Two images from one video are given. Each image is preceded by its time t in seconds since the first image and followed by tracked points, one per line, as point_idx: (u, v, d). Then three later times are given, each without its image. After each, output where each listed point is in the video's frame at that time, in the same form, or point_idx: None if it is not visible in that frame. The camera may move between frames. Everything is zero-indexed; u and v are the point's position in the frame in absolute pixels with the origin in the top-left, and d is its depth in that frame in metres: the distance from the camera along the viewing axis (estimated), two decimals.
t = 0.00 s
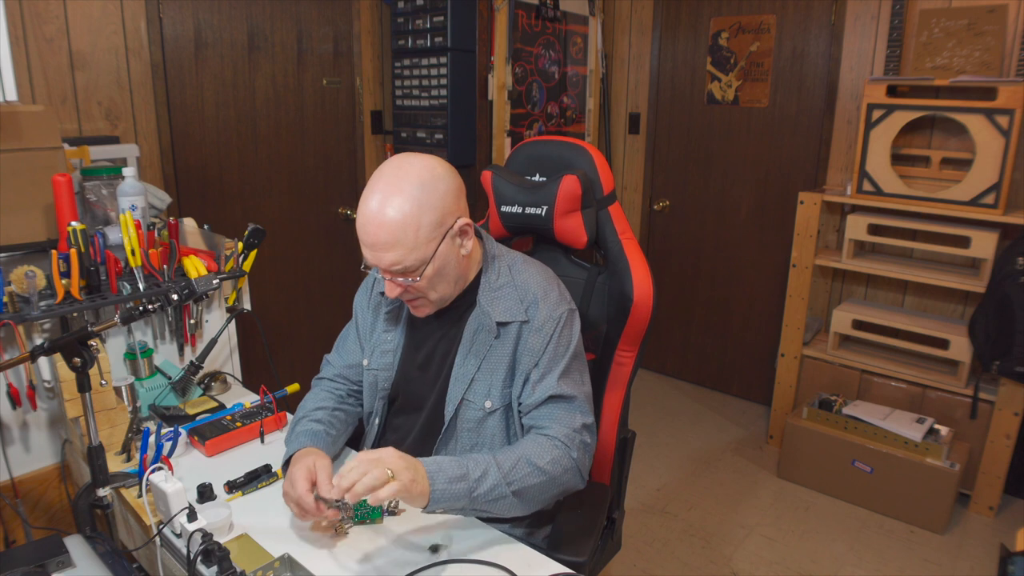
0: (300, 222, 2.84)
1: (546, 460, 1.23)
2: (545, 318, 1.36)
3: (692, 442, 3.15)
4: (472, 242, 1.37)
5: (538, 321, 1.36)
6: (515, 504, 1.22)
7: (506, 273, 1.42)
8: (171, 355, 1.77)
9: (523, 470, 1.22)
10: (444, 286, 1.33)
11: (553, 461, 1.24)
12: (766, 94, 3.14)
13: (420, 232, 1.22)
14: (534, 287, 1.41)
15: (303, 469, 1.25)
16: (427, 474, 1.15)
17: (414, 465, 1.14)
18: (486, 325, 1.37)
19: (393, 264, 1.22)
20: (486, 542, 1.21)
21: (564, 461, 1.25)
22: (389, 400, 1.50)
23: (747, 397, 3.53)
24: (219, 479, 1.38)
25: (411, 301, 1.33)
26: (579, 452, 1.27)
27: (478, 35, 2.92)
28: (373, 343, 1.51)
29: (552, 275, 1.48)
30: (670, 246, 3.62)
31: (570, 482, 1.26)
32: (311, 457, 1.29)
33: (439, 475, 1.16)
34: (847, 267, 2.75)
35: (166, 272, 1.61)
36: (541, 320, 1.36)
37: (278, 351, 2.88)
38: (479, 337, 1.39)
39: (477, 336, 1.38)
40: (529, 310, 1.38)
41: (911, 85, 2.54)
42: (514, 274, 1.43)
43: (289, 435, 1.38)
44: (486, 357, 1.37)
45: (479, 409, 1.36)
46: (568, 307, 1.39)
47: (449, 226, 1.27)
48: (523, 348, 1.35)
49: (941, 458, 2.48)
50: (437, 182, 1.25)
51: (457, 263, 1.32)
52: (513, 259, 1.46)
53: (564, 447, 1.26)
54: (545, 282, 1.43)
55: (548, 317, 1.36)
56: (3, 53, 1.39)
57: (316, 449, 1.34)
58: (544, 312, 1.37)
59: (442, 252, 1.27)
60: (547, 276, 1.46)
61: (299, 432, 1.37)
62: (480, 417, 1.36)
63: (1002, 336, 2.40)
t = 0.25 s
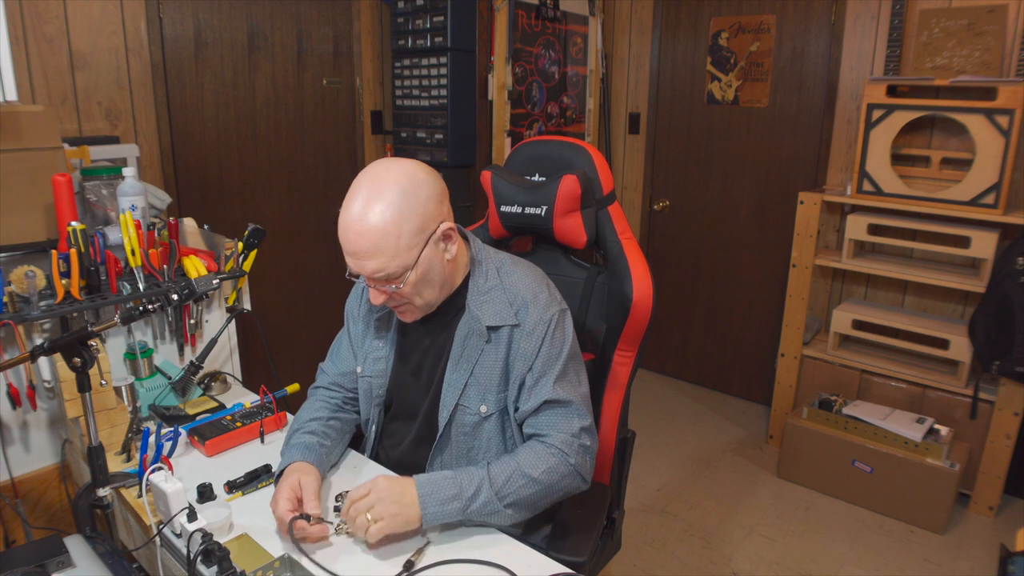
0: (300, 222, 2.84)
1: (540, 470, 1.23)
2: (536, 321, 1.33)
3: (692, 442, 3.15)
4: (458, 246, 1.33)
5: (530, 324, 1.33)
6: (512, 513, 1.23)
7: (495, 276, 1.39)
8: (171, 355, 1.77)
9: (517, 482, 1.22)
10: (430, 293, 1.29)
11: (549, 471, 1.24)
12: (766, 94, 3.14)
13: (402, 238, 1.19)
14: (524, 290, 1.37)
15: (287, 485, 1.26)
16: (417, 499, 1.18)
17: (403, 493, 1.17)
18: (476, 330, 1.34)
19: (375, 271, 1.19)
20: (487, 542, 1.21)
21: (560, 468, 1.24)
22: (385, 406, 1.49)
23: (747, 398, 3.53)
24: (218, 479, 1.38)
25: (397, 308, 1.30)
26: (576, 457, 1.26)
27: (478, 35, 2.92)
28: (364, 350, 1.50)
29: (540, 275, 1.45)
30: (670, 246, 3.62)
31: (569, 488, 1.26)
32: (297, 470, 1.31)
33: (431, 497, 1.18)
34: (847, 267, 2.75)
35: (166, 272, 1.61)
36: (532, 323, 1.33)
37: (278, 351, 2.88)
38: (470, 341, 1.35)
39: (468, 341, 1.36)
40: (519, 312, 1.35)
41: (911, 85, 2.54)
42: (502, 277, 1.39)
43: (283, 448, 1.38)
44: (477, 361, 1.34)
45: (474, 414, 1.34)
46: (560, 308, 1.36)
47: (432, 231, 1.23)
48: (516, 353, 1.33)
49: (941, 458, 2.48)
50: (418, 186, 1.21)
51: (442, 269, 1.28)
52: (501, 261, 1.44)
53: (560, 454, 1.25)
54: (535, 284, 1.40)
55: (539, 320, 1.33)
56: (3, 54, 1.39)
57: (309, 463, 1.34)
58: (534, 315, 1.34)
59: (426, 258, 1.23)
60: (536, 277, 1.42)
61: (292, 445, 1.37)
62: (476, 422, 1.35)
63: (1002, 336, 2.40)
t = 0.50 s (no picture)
0: (300, 222, 2.84)
1: (535, 476, 1.23)
2: (530, 322, 1.33)
3: (692, 442, 3.15)
4: (451, 248, 1.33)
5: (524, 326, 1.32)
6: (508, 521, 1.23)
7: (489, 278, 1.38)
8: (171, 355, 1.77)
9: (512, 490, 1.22)
10: (423, 296, 1.29)
11: (544, 476, 1.24)
12: (766, 94, 3.14)
13: (393, 241, 1.19)
14: (518, 292, 1.36)
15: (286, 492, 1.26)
16: (411, 514, 1.17)
17: (397, 509, 1.16)
18: (471, 332, 1.34)
19: (366, 275, 1.19)
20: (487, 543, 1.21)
21: (555, 473, 1.24)
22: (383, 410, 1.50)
23: (747, 398, 3.53)
24: (218, 479, 1.38)
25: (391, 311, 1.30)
26: (571, 461, 1.26)
27: (478, 35, 2.92)
28: (361, 353, 1.50)
29: (534, 275, 1.44)
30: (670, 245, 3.62)
31: (564, 492, 1.26)
32: (299, 477, 1.30)
33: (423, 511, 1.17)
34: (847, 267, 2.75)
35: (166, 272, 1.61)
36: (526, 325, 1.32)
37: (278, 351, 2.88)
38: (465, 343, 1.35)
39: (463, 343, 1.35)
40: (513, 314, 1.35)
41: (911, 85, 2.54)
42: (497, 278, 1.38)
43: (286, 452, 1.38)
44: (473, 364, 1.34)
45: (470, 416, 1.34)
46: (554, 309, 1.35)
47: (423, 234, 1.23)
48: (511, 354, 1.32)
49: (941, 458, 2.48)
50: (408, 189, 1.21)
51: (435, 271, 1.28)
52: (495, 262, 1.42)
53: (554, 458, 1.25)
54: (530, 285, 1.39)
55: (533, 322, 1.32)
56: (3, 53, 1.39)
57: (311, 468, 1.33)
58: (528, 317, 1.33)
59: (417, 261, 1.23)
60: (530, 277, 1.42)
61: (296, 449, 1.37)
62: (472, 424, 1.34)
63: (1002, 336, 2.40)
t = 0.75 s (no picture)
0: (300, 222, 2.84)
1: (533, 481, 1.23)
2: (530, 325, 1.32)
3: (692, 442, 3.15)
4: (450, 250, 1.33)
5: (524, 329, 1.32)
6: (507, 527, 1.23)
7: (489, 280, 1.37)
8: (171, 356, 1.77)
9: (510, 496, 1.22)
10: (422, 298, 1.29)
11: (542, 481, 1.23)
12: (766, 94, 3.14)
13: (391, 244, 1.19)
14: (518, 295, 1.36)
15: (291, 490, 1.25)
16: (410, 520, 1.17)
17: (395, 513, 1.17)
18: (471, 335, 1.34)
19: (364, 278, 1.19)
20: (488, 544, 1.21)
21: (554, 478, 1.24)
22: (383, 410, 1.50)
23: (747, 397, 3.53)
24: (218, 479, 1.38)
25: (390, 314, 1.30)
26: (570, 465, 1.27)
27: (478, 35, 2.92)
28: (361, 355, 1.50)
29: (535, 278, 1.43)
30: (670, 245, 3.62)
31: (563, 496, 1.26)
32: (305, 478, 1.29)
33: (422, 518, 1.17)
34: (847, 267, 2.75)
35: (166, 272, 1.61)
36: (526, 328, 1.32)
37: (278, 351, 2.88)
38: (465, 345, 1.35)
39: (463, 345, 1.35)
40: (513, 317, 1.34)
41: (911, 85, 2.54)
42: (497, 281, 1.38)
43: (290, 453, 1.38)
44: (473, 367, 1.34)
45: (470, 419, 1.34)
46: (554, 312, 1.35)
47: (422, 236, 1.23)
48: (511, 358, 1.32)
49: (941, 458, 2.48)
50: (407, 191, 1.21)
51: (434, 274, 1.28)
52: (495, 264, 1.42)
53: (553, 464, 1.25)
54: (530, 287, 1.39)
55: (533, 325, 1.32)
56: (4, 53, 1.39)
57: (316, 470, 1.33)
58: (529, 319, 1.33)
59: (416, 264, 1.23)
60: (530, 279, 1.41)
61: (301, 449, 1.37)
62: (472, 426, 1.34)
63: (1002, 336, 2.40)
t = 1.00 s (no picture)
0: (300, 222, 2.84)
1: (531, 485, 1.23)
2: (532, 328, 1.32)
3: (692, 442, 3.15)
4: (453, 251, 1.33)
5: (526, 332, 1.32)
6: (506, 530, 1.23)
7: (491, 282, 1.37)
8: (171, 356, 1.77)
9: (508, 499, 1.22)
10: (424, 300, 1.29)
11: (541, 485, 1.24)
12: (766, 94, 3.14)
13: (395, 246, 1.19)
14: (520, 297, 1.36)
15: (293, 490, 1.25)
16: (408, 520, 1.17)
17: (393, 514, 1.17)
18: (473, 336, 1.34)
19: (368, 279, 1.19)
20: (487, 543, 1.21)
21: (552, 482, 1.25)
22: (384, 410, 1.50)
23: (747, 397, 3.53)
24: (218, 479, 1.38)
25: (393, 315, 1.30)
26: (568, 469, 1.27)
27: (478, 35, 2.92)
28: (362, 355, 1.50)
29: (536, 279, 1.43)
30: (670, 245, 3.62)
31: (561, 500, 1.26)
32: (308, 479, 1.29)
33: (421, 520, 1.17)
34: (847, 267, 2.75)
35: (166, 272, 1.61)
36: (528, 331, 1.32)
37: (278, 351, 2.88)
38: (467, 347, 1.35)
39: (465, 347, 1.35)
40: (515, 319, 1.34)
41: (911, 85, 2.54)
42: (499, 283, 1.38)
43: (292, 453, 1.38)
44: (474, 368, 1.34)
45: (471, 421, 1.34)
46: (556, 314, 1.35)
47: (426, 238, 1.23)
48: (512, 360, 1.32)
49: (941, 458, 2.48)
50: (411, 192, 1.21)
51: (437, 276, 1.28)
52: (497, 265, 1.42)
53: (551, 467, 1.25)
54: (532, 289, 1.39)
55: (535, 327, 1.32)
56: (4, 53, 1.39)
57: (320, 471, 1.32)
58: (530, 322, 1.33)
59: (420, 265, 1.23)
60: (532, 281, 1.41)
61: (304, 450, 1.37)
62: (473, 428, 1.34)
63: (1002, 336, 2.40)
